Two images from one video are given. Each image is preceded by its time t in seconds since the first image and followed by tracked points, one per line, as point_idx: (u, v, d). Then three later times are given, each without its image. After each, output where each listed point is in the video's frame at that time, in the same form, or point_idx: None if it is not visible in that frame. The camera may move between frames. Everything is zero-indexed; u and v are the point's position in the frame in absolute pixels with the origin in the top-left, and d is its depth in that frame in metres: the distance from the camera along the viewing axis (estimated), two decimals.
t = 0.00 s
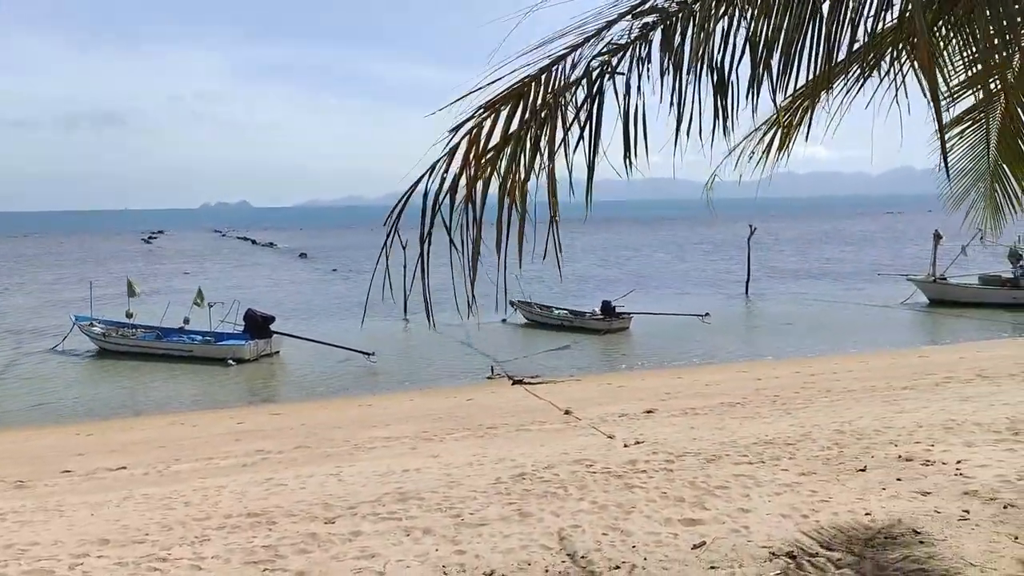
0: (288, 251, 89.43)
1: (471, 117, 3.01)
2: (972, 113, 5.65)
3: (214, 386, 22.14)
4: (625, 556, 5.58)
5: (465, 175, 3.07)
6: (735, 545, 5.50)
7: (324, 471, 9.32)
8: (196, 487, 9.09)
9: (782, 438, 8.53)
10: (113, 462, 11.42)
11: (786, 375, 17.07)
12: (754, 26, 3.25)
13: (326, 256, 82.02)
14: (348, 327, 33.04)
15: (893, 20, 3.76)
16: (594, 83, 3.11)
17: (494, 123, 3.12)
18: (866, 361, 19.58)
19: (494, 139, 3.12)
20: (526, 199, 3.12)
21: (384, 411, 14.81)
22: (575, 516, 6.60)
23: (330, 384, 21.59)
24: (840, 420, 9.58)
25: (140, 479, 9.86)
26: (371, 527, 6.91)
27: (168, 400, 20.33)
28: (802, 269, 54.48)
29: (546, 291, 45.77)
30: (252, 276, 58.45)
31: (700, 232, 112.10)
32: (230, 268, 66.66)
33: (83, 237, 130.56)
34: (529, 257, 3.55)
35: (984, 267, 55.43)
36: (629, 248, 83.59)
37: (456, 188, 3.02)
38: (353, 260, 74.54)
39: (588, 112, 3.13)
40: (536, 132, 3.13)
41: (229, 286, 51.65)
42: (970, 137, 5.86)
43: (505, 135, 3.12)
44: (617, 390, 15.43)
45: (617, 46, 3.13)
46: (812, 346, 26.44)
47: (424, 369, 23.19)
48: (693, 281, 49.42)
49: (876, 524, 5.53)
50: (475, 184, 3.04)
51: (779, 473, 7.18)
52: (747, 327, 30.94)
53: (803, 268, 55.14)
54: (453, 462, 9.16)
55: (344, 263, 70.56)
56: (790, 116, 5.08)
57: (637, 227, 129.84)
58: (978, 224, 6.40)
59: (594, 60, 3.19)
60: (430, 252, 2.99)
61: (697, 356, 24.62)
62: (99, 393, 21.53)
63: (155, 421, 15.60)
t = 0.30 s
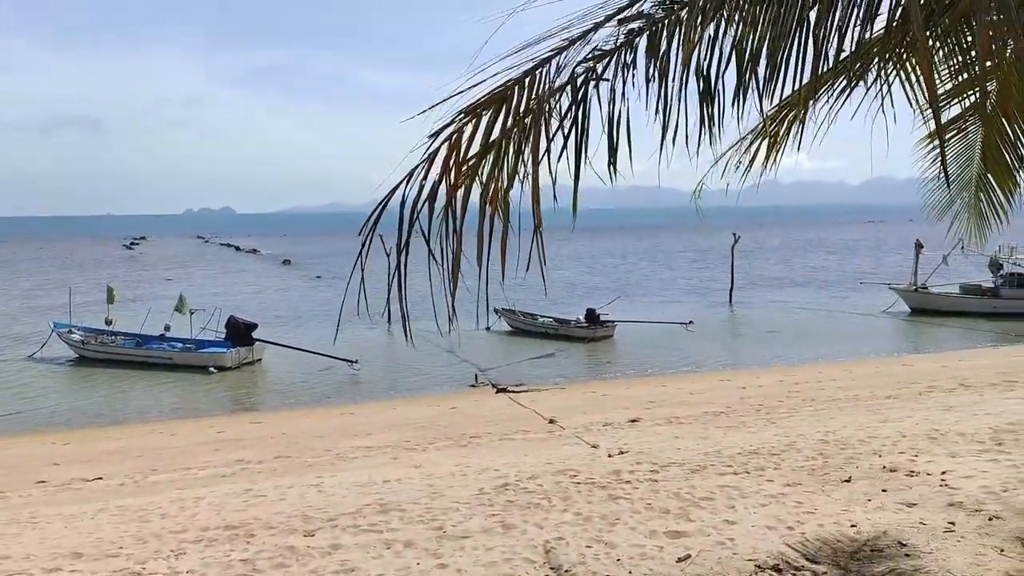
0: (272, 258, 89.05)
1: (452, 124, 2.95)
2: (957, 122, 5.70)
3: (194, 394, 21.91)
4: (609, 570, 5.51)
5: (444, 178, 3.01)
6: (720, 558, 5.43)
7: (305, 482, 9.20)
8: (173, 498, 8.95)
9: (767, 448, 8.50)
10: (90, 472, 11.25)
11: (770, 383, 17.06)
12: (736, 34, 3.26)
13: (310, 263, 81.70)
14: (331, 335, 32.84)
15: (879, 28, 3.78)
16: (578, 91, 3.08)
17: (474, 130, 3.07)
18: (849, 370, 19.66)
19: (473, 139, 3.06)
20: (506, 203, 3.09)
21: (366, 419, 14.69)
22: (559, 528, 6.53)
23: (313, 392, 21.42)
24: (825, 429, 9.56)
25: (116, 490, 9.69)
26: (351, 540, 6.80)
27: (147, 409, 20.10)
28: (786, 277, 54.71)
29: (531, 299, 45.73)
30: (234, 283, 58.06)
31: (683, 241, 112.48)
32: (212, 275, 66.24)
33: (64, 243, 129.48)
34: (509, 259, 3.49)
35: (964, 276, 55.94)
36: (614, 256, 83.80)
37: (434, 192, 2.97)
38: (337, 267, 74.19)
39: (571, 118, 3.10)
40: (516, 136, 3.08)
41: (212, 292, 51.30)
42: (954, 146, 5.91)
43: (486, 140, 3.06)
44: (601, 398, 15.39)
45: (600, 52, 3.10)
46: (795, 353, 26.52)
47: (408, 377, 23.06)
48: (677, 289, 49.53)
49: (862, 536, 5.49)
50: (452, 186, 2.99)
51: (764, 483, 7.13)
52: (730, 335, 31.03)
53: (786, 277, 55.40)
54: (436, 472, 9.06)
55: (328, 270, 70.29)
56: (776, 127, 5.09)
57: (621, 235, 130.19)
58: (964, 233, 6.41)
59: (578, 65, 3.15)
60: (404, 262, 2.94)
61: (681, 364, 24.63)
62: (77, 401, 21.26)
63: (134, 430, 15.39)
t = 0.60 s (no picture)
0: (248, 259, 88.38)
1: (435, 90, 2.86)
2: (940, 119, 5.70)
3: (168, 394, 21.61)
4: (591, 568, 5.44)
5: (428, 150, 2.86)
6: (703, 555, 5.38)
7: (281, 481, 9.05)
8: (145, 498, 8.77)
9: (748, 446, 8.48)
10: (60, 472, 11.03)
11: (749, 383, 17.13)
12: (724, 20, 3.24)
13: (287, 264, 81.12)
14: (308, 336, 32.57)
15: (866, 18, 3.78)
16: (563, 72, 3.02)
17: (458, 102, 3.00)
18: (826, 371, 19.79)
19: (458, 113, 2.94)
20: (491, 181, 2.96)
21: (344, 419, 14.54)
22: (540, 526, 6.45)
23: (290, 393, 21.21)
24: (804, 428, 9.57)
25: (86, 490, 9.49)
26: (328, 539, 6.69)
27: (120, 409, 19.80)
28: (763, 280, 55.09)
29: (510, 300, 45.66)
30: (210, 284, 57.49)
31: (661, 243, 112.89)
32: (188, 275, 65.56)
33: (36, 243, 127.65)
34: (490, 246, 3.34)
35: (937, 280, 56.63)
36: (593, 258, 83.94)
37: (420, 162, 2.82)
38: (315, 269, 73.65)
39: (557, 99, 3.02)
40: (504, 112, 2.97)
41: (187, 293, 50.78)
42: (937, 145, 5.92)
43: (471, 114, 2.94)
44: (581, 398, 15.34)
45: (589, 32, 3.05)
46: (773, 355, 26.68)
47: (386, 378, 22.90)
48: (656, 291, 49.69)
49: (845, 532, 5.46)
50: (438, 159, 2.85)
51: (745, 481, 7.11)
52: (709, 336, 31.15)
53: (763, 279, 55.76)
54: (414, 471, 8.96)
55: (305, 271, 69.81)
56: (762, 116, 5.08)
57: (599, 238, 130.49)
58: (947, 233, 6.41)
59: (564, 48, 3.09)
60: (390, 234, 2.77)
61: (660, 365, 24.67)
62: (48, 402, 20.89)
63: (105, 431, 15.12)
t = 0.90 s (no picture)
0: (212, 245, 87.03)
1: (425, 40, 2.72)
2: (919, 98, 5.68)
3: (129, 378, 21.17)
4: (569, 545, 5.36)
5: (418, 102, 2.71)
6: (681, 532, 5.33)
7: (247, 463, 8.86)
8: (106, 480, 8.53)
9: (719, 428, 8.47)
10: (16, 454, 10.71)
11: (717, 369, 17.23)
12: None
13: (251, 250, 80.10)
14: (273, 322, 32.15)
15: None
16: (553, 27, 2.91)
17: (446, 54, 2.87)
18: (792, 357, 19.97)
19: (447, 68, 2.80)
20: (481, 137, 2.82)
21: (311, 403, 14.34)
22: (514, 505, 6.37)
23: (255, 377, 20.91)
24: (775, 410, 9.61)
25: (44, 472, 9.20)
26: (298, 518, 6.54)
27: (80, 393, 19.36)
28: (728, 269, 55.58)
29: (478, 288, 45.52)
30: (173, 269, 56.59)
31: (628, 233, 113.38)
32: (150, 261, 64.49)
33: None
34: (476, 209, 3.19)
35: (899, 269, 57.57)
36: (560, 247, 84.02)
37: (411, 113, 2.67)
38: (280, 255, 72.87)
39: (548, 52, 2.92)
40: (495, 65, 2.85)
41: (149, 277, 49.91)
42: (915, 126, 5.89)
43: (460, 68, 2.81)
44: (551, 383, 15.30)
45: None
46: (740, 342, 26.91)
47: (353, 363, 22.68)
48: (623, 279, 49.90)
49: (821, 509, 5.46)
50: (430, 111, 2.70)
51: (720, 460, 7.09)
52: (676, 324, 31.33)
53: (729, 269, 56.26)
54: (384, 452, 8.82)
55: (270, 257, 68.99)
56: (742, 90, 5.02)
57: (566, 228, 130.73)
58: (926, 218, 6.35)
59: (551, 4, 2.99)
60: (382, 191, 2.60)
61: (628, 351, 24.76)
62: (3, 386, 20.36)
63: (64, 414, 14.76)
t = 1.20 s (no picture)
0: (167, 245, 85.39)
1: (397, 19, 2.50)
2: (884, 96, 5.71)
3: (83, 383, 20.63)
4: (540, 548, 5.27)
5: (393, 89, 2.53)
6: (653, 533, 5.27)
7: (207, 468, 8.64)
8: (59, 489, 8.24)
9: (687, 426, 8.46)
10: None
11: (681, 366, 17.31)
12: None
13: (209, 250, 78.82)
14: (232, 323, 31.62)
15: None
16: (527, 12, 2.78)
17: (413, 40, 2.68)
18: (754, 353, 20.15)
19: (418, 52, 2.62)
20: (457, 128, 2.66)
21: (272, 406, 14.09)
22: (484, 508, 6.27)
23: (214, 380, 20.52)
24: (742, 407, 9.63)
25: None
26: (261, 526, 6.37)
27: (31, 398, 18.82)
28: (689, 266, 56.06)
29: (440, 287, 45.32)
30: (129, 270, 55.57)
31: (590, 232, 113.88)
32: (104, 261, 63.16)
33: None
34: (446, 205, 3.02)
35: (856, 266, 58.54)
36: (522, 245, 84.04)
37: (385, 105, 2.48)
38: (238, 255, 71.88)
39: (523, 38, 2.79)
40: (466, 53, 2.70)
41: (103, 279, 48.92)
42: (881, 122, 5.90)
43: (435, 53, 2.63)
44: (516, 382, 15.22)
45: None
46: (702, 338, 27.10)
47: (314, 364, 22.39)
48: (585, 277, 50.03)
49: (791, 507, 5.44)
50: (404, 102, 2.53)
51: (689, 459, 7.06)
52: (638, 321, 31.46)
53: (689, 266, 56.74)
54: (349, 455, 8.67)
55: (229, 258, 67.97)
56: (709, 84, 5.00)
57: (528, 227, 130.85)
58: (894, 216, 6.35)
59: None
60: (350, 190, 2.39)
61: (592, 349, 24.78)
62: None
63: (14, 420, 14.29)
